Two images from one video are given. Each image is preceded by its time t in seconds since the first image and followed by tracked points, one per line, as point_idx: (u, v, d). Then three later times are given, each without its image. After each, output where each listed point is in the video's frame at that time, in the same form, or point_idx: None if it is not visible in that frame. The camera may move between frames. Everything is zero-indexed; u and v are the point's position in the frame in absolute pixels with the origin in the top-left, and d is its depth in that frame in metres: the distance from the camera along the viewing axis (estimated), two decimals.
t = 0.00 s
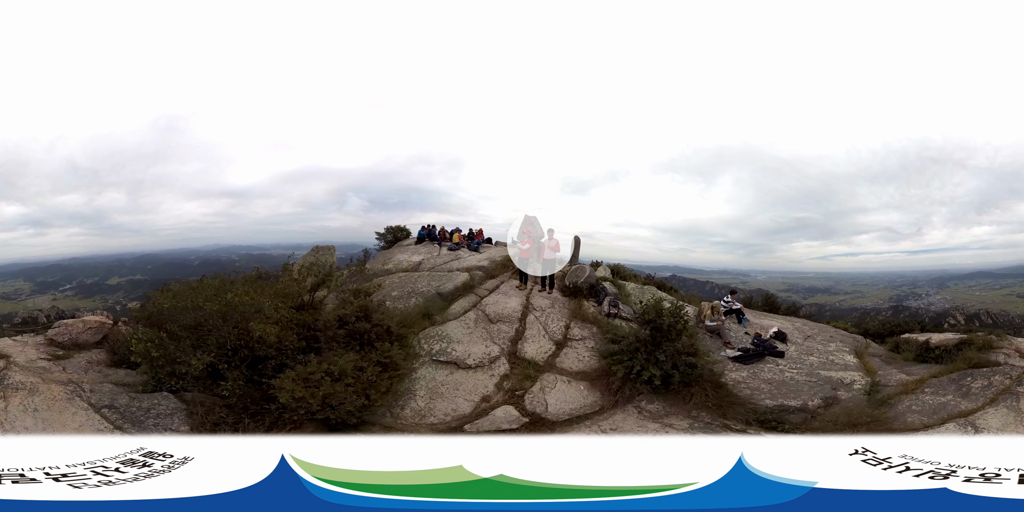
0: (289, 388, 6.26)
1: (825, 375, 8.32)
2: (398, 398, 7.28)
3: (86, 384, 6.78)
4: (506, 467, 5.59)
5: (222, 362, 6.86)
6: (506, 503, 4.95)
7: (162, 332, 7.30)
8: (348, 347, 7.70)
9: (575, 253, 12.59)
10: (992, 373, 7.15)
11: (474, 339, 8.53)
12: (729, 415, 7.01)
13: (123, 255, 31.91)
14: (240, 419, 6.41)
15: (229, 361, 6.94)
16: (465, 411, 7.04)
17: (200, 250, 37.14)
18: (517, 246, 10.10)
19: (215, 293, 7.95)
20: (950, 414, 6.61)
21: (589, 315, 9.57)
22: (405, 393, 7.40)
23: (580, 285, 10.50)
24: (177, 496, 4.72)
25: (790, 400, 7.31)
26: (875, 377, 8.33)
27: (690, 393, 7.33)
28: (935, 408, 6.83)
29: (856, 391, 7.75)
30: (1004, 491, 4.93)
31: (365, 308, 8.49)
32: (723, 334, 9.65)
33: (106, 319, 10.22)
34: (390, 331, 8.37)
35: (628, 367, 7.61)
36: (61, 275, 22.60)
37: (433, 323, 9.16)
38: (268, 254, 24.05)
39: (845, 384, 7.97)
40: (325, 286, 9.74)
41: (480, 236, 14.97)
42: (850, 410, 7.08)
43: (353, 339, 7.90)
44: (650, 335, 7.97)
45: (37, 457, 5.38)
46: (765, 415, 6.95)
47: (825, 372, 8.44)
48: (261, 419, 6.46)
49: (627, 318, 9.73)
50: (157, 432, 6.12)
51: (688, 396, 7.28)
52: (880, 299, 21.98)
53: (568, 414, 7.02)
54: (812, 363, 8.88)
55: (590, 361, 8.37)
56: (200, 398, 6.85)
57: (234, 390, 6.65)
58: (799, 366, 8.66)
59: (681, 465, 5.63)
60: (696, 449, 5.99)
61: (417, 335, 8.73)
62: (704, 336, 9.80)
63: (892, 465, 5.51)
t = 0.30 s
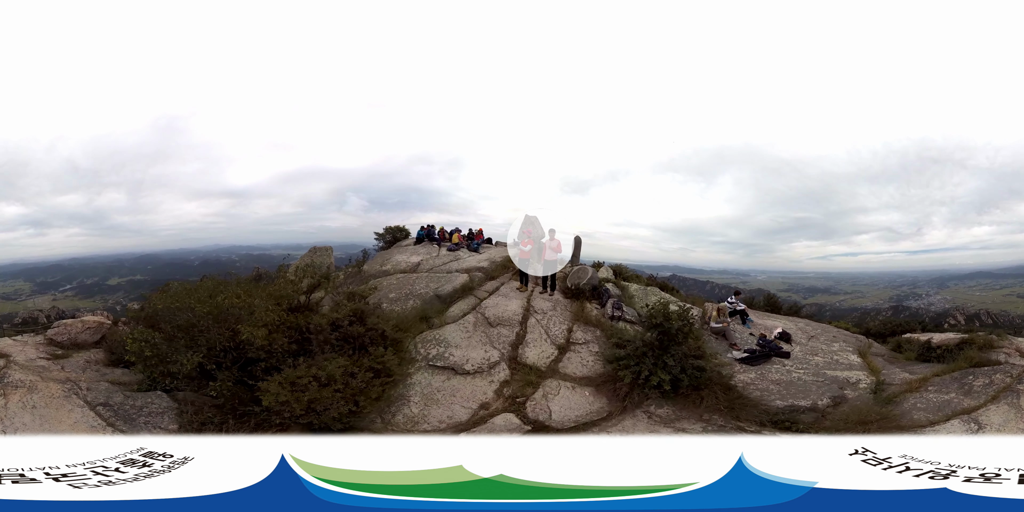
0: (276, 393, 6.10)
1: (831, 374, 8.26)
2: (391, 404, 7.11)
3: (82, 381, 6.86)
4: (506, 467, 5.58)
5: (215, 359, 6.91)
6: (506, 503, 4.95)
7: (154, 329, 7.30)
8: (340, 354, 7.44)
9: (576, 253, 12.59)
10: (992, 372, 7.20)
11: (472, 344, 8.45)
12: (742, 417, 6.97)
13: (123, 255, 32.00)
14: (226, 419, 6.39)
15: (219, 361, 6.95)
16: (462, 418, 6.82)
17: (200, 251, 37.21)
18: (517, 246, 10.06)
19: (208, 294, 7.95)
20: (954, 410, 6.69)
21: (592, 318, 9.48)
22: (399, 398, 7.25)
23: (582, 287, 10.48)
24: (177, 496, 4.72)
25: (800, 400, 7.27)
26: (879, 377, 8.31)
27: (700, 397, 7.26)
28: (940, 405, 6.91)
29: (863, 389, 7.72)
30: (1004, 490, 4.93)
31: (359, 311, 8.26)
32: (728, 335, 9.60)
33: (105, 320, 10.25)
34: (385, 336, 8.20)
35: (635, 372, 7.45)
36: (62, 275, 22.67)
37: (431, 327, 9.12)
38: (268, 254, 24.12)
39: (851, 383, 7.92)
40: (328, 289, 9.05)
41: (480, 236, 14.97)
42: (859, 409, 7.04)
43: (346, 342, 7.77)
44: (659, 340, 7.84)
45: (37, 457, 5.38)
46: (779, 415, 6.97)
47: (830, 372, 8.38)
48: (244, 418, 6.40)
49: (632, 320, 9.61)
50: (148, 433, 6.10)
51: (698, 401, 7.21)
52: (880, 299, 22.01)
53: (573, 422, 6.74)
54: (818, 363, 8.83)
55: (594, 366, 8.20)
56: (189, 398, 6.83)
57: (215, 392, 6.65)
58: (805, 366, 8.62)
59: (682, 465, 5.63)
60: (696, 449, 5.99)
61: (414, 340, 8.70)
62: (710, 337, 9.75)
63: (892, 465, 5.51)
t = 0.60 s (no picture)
0: (263, 399, 6.03)
1: (837, 374, 8.26)
2: (384, 411, 7.05)
3: (80, 380, 6.94)
4: (506, 467, 5.58)
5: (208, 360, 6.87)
6: (506, 503, 4.95)
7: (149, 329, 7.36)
8: (334, 360, 7.30)
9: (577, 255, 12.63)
10: (993, 371, 7.23)
11: (471, 350, 8.40)
12: (755, 418, 6.85)
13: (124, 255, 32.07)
14: (214, 419, 6.35)
15: (209, 363, 6.90)
16: (460, 425, 6.69)
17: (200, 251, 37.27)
18: (517, 247, 10.03)
19: (204, 297, 8.00)
20: (957, 408, 6.71)
21: (595, 321, 9.45)
22: (393, 404, 7.18)
23: (585, 289, 10.45)
24: (177, 496, 4.72)
25: (809, 400, 7.25)
26: (883, 376, 8.32)
27: (711, 401, 7.11)
28: (943, 403, 6.92)
29: (868, 389, 7.71)
30: (1004, 490, 4.93)
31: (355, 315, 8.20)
32: (734, 337, 9.60)
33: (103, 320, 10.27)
34: (380, 342, 8.10)
35: (644, 378, 7.33)
36: (62, 275, 22.74)
37: (430, 331, 9.10)
38: (268, 255, 24.19)
39: (856, 382, 7.94)
40: (324, 289, 8.96)
41: (479, 237, 14.97)
42: (867, 407, 7.04)
43: (340, 347, 7.66)
44: (668, 346, 7.71)
45: (37, 457, 5.38)
46: (791, 415, 6.95)
47: (836, 371, 8.39)
48: (231, 420, 6.38)
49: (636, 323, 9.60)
50: (140, 433, 6.14)
51: (709, 404, 7.08)
52: (881, 299, 22.03)
53: (582, 428, 6.63)
54: (823, 363, 8.85)
55: (599, 371, 8.15)
56: (181, 396, 6.80)
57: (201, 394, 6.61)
58: (811, 366, 8.63)
59: (681, 465, 5.63)
60: (696, 449, 5.98)
61: (412, 346, 8.59)
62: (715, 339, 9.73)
63: (892, 465, 5.51)
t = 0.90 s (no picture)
0: (248, 403, 6.03)
1: (841, 375, 8.26)
2: (375, 417, 6.89)
3: (75, 379, 7.04)
4: (506, 467, 5.58)
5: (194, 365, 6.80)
6: (506, 503, 4.94)
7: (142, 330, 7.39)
8: (326, 366, 7.19)
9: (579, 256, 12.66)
10: (993, 370, 7.23)
11: (470, 356, 8.26)
12: (767, 420, 6.82)
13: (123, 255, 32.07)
14: (199, 420, 6.34)
15: (197, 365, 6.85)
16: (456, 432, 6.52)
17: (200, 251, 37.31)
18: (518, 248, 10.04)
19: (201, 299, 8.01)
20: (959, 406, 6.75)
21: (598, 325, 9.41)
22: (386, 411, 7.05)
23: (587, 291, 10.42)
24: (177, 496, 4.72)
25: (817, 400, 7.26)
26: (885, 376, 8.33)
27: (721, 404, 7.07)
28: (945, 401, 6.95)
29: (872, 389, 7.71)
30: (1004, 490, 4.93)
31: (347, 320, 8.06)
32: (738, 339, 9.58)
33: (100, 320, 10.26)
34: (374, 348, 7.98)
35: (653, 383, 7.23)
36: (62, 275, 22.78)
37: (426, 336, 9.08)
38: (268, 255, 24.23)
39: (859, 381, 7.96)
40: (320, 293, 9.20)
41: (479, 238, 14.97)
42: (874, 407, 7.06)
43: (334, 354, 7.55)
44: (674, 350, 7.64)
45: (37, 457, 5.37)
46: (802, 416, 6.93)
47: (840, 372, 8.39)
48: (218, 420, 6.37)
49: (639, 327, 9.52)
50: (134, 433, 6.16)
51: (719, 408, 7.01)
52: (881, 300, 22.06)
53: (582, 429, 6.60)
54: (826, 364, 8.85)
55: (603, 377, 8.05)
56: (174, 397, 6.82)
57: (188, 396, 6.62)
58: (815, 367, 8.62)
59: (681, 465, 5.63)
60: (697, 449, 5.96)
61: (409, 352, 8.53)
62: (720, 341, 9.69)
63: (892, 465, 5.51)
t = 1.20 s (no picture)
0: (230, 402, 5.93)
1: (846, 374, 8.27)
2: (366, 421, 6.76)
3: (72, 377, 7.17)
4: (506, 467, 5.58)
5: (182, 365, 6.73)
6: (506, 503, 4.95)
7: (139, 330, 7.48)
8: (318, 369, 7.03)
9: (579, 256, 12.68)
10: (993, 368, 7.21)
11: (467, 361, 8.11)
12: (778, 420, 6.89)
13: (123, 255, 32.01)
14: (188, 419, 6.33)
15: (186, 364, 6.80)
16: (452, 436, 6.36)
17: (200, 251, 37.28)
18: (518, 248, 10.03)
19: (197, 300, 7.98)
20: (961, 403, 6.76)
21: (600, 328, 9.31)
22: (377, 416, 6.93)
23: (589, 294, 10.40)
24: (177, 496, 4.72)
25: (825, 399, 7.27)
26: (888, 374, 8.34)
27: (731, 406, 6.99)
28: (948, 398, 6.97)
29: (875, 387, 7.71)
30: (1004, 491, 4.94)
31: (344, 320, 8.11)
32: (743, 340, 9.58)
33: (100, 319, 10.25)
34: (367, 351, 7.89)
35: (661, 388, 7.01)
36: (62, 275, 22.75)
37: (423, 339, 9.07)
38: (268, 255, 24.22)
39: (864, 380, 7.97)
40: (316, 292, 8.94)
41: (478, 239, 14.98)
42: (878, 403, 7.10)
43: (327, 358, 7.40)
44: (682, 353, 7.45)
45: (37, 457, 5.38)
46: (813, 415, 6.97)
47: (844, 371, 8.38)
48: (204, 420, 6.32)
49: (642, 330, 9.44)
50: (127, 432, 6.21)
51: (730, 409, 6.92)
52: (880, 299, 22.11)
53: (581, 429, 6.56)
54: (830, 363, 8.86)
55: (608, 381, 7.85)
56: (166, 395, 7.00)
57: (179, 393, 6.66)
58: (819, 367, 8.61)
59: (681, 465, 5.63)
60: (697, 450, 5.96)
61: (404, 355, 8.46)
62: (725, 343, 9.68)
63: (892, 465, 5.51)
